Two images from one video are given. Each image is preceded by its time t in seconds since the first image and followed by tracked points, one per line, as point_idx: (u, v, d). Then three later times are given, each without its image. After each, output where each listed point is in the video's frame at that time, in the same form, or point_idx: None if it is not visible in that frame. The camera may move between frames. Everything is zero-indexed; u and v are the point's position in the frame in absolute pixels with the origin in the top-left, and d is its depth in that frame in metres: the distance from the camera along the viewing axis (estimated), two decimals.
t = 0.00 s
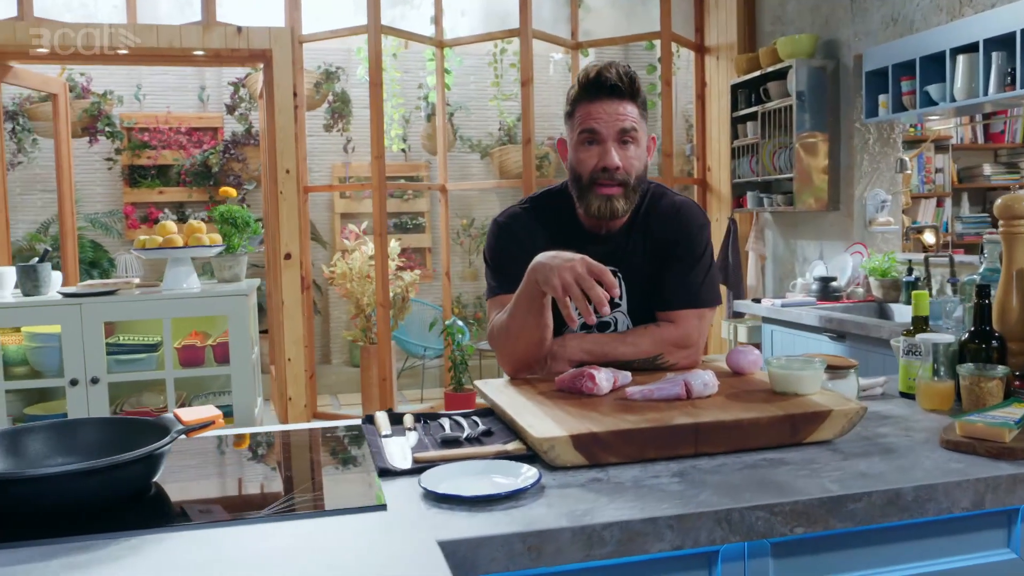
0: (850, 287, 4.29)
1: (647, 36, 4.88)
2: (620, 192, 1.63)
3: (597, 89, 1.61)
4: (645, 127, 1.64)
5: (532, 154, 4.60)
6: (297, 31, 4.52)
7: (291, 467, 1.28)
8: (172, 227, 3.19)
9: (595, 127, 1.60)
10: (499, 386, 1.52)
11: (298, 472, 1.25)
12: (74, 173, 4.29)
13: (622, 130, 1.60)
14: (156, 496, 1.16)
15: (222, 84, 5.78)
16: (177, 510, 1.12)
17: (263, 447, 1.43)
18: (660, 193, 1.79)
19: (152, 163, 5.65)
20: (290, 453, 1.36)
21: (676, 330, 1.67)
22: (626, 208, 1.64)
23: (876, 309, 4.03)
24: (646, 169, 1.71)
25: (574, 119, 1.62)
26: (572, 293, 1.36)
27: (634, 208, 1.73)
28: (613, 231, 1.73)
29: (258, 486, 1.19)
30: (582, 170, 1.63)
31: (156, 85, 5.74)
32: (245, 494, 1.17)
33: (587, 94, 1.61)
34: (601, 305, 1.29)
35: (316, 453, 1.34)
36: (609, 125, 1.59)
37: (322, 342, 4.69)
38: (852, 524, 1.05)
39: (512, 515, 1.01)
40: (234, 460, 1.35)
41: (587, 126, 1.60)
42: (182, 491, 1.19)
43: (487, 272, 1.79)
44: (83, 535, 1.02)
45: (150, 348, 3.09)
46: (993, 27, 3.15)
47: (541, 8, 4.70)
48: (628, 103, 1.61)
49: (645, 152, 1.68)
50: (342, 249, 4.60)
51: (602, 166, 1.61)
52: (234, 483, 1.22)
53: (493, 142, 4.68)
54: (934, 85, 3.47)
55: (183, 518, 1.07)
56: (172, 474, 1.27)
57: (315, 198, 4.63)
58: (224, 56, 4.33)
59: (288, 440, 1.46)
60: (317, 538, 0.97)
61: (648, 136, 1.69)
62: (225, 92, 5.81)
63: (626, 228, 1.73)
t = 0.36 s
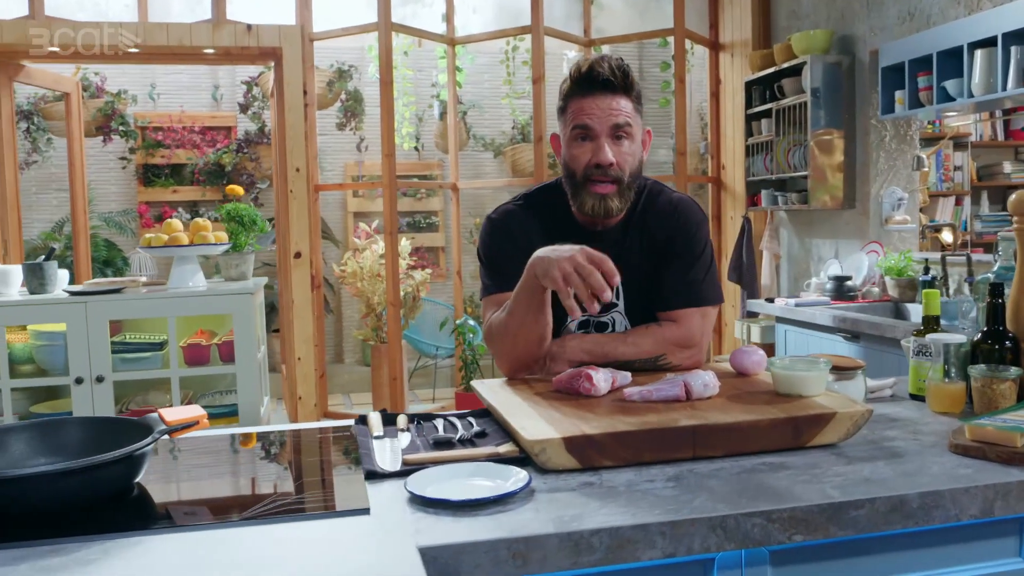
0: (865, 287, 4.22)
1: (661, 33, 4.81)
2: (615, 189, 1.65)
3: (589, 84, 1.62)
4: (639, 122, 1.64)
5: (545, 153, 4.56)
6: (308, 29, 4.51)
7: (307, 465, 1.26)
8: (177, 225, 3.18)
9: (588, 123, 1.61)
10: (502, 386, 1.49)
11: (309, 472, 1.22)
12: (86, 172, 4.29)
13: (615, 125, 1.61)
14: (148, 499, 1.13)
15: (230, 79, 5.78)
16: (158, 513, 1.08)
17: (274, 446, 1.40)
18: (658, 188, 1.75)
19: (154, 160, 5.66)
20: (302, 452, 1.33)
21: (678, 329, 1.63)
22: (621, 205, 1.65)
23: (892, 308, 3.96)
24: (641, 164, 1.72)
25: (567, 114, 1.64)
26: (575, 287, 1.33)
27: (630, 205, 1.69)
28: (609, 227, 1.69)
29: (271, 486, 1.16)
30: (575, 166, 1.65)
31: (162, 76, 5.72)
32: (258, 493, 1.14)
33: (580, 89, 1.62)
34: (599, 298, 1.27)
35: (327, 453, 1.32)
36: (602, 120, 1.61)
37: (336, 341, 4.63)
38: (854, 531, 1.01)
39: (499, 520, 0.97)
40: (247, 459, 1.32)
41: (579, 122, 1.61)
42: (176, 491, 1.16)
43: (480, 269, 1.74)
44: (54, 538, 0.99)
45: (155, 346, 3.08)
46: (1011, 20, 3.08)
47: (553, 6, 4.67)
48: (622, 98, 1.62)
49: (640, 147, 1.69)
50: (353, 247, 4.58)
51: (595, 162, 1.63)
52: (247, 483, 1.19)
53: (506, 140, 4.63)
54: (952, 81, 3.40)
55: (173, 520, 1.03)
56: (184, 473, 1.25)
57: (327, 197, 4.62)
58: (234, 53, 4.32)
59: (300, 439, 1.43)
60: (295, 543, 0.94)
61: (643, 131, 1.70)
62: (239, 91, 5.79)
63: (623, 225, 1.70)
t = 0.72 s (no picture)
0: (881, 287, 4.16)
1: (675, 31, 4.80)
2: (610, 187, 1.63)
3: (581, 81, 1.60)
4: (633, 118, 1.62)
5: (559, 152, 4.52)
6: (320, 29, 4.53)
7: (322, 464, 1.25)
8: (184, 225, 3.18)
9: (580, 120, 1.60)
10: (502, 387, 1.46)
11: (321, 472, 1.21)
12: (100, 171, 4.30)
13: (609, 121, 1.59)
14: (149, 502, 1.11)
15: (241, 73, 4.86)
16: (140, 518, 1.05)
17: (286, 446, 1.39)
18: (656, 188, 1.74)
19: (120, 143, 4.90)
20: (315, 452, 1.32)
21: (679, 330, 1.60)
22: (617, 203, 1.64)
23: (909, 309, 3.89)
24: (638, 161, 1.69)
25: (560, 112, 1.63)
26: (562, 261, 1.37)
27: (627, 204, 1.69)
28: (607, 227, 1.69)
29: (285, 486, 1.15)
30: (570, 165, 1.64)
31: (177, 77, 4.98)
32: (271, 494, 1.12)
33: (572, 86, 1.61)
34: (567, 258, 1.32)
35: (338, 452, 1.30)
36: (594, 117, 1.59)
37: (348, 341, 4.60)
38: (854, 542, 0.97)
39: (484, 527, 0.94)
40: (261, 459, 1.31)
41: (572, 119, 1.60)
42: (167, 493, 1.14)
43: (477, 271, 1.71)
44: (29, 544, 0.96)
45: (161, 346, 3.09)
46: None
47: (566, 4, 4.66)
48: (614, 94, 1.60)
49: (636, 144, 1.67)
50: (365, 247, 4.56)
51: (589, 160, 1.62)
52: (261, 483, 1.17)
53: (520, 140, 4.61)
54: (969, 77, 3.33)
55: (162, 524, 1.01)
56: (198, 472, 1.24)
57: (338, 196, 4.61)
58: (246, 53, 4.24)
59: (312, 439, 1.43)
60: (274, 548, 0.91)
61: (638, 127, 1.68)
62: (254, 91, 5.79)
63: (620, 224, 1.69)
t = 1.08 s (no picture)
0: (897, 289, 4.09)
1: (689, 29, 4.77)
2: (608, 186, 1.61)
3: (578, 78, 1.59)
4: (631, 116, 1.61)
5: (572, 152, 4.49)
6: (332, 28, 4.54)
7: (334, 465, 1.25)
8: (192, 225, 3.17)
9: (578, 118, 1.58)
10: (500, 389, 1.44)
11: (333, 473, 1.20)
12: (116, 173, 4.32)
13: (606, 118, 1.58)
14: (164, 501, 1.11)
15: (257, 72, 4.52)
16: (125, 522, 1.04)
17: (300, 446, 1.39)
18: (656, 188, 1.72)
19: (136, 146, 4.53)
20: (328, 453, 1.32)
21: (679, 332, 1.57)
22: (614, 202, 1.61)
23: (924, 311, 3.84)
24: (638, 160, 1.67)
25: (558, 110, 1.61)
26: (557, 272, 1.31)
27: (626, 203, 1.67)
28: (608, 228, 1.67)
29: (299, 488, 1.14)
30: (567, 163, 1.62)
31: (191, 75, 4.56)
32: (286, 495, 1.11)
33: (570, 83, 1.59)
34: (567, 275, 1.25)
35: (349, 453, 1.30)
36: (591, 114, 1.58)
37: (363, 341, 4.60)
38: (849, 552, 0.94)
39: (467, 535, 0.92)
40: (275, 459, 1.31)
41: (569, 116, 1.58)
42: (161, 495, 1.14)
43: (476, 272, 1.69)
44: (11, 548, 0.94)
45: (168, 347, 3.10)
46: None
47: (579, 4, 4.67)
48: (612, 90, 1.58)
49: (635, 143, 1.65)
50: (376, 247, 4.56)
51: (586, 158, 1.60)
52: (275, 483, 1.17)
53: (535, 140, 4.59)
54: (986, 75, 3.28)
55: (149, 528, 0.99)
56: (213, 472, 1.24)
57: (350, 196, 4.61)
58: (257, 53, 4.25)
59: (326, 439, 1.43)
60: (252, 554, 0.89)
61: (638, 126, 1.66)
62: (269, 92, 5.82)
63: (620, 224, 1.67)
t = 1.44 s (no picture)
0: (914, 290, 4.02)
1: (704, 28, 4.74)
2: (608, 188, 1.59)
3: (581, 78, 1.56)
4: (634, 117, 1.59)
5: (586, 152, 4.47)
6: (346, 29, 4.55)
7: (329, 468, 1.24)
8: (202, 226, 3.18)
9: (579, 118, 1.56)
10: (497, 391, 1.43)
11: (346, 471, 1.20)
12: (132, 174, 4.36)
13: (608, 120, 1.55)
14: (180, 501, 1.11)
15: (274, 74, 4.45)
16: (115, 524, 1.03)
17: (316, 447, 1.39)
18: (658, 188, 1.69)
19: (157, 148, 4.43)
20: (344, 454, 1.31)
21: (681, 335, 1.55)
22: (615, 204, 1.60)
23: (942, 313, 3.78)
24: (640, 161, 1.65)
25: (559, 110, 1.59)
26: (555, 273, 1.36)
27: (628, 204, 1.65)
28: (607, 229, 1.65)
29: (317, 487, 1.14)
30: (568, 164, 1.60)
31: (210, 77, 4.44)
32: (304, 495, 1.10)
33: (572, 83, 1.57)
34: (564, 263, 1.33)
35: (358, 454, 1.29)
36: (593, 115, 1.55)
37: (378, 342, 4.63)
38: (843, 561, 0.92)
39: (451, 541, 0.91)
40: (291, 459, 1.31)
41: (571, 116, 1.56)
42: (156, 496, 1.14)
43: (476, 273, 1.68)
44: None
45: (178, 347, 3.12)
46: None
47: (593, 4, 4.68)
48: (615, 90, 1.56)
49: (638, 144, 1.62)
50: (389, 248, 4.57)
51: (587, 159, 1.58)
52: (291, 483, 1.17)
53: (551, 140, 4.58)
54: (1005, 73, 3.22)
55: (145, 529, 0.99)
56: (230, 472, 1.24)
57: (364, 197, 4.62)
58: (271, 54, 4.26)
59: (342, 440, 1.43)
60: (234, 558, 0.89)
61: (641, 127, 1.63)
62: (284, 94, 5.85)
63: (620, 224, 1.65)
